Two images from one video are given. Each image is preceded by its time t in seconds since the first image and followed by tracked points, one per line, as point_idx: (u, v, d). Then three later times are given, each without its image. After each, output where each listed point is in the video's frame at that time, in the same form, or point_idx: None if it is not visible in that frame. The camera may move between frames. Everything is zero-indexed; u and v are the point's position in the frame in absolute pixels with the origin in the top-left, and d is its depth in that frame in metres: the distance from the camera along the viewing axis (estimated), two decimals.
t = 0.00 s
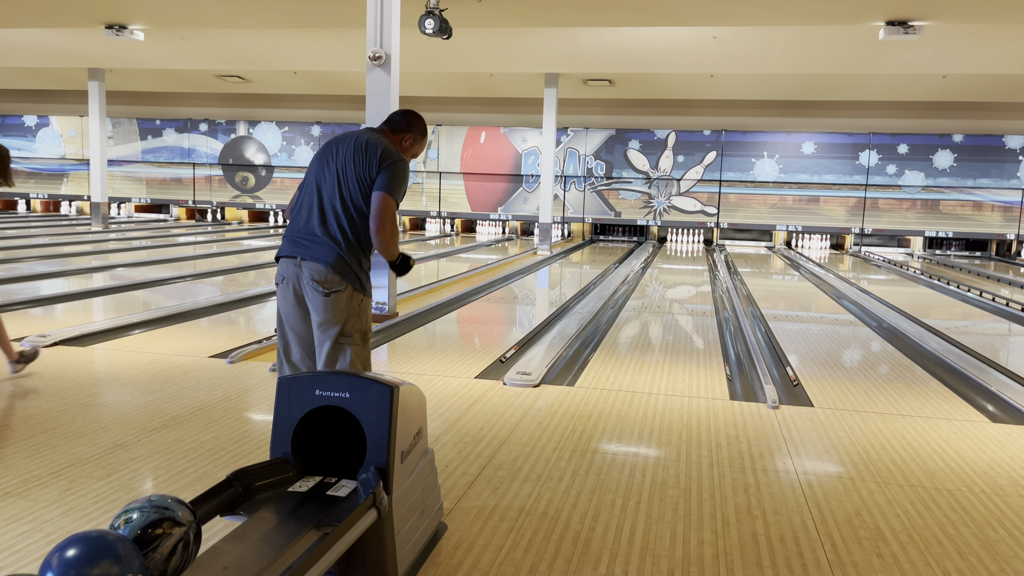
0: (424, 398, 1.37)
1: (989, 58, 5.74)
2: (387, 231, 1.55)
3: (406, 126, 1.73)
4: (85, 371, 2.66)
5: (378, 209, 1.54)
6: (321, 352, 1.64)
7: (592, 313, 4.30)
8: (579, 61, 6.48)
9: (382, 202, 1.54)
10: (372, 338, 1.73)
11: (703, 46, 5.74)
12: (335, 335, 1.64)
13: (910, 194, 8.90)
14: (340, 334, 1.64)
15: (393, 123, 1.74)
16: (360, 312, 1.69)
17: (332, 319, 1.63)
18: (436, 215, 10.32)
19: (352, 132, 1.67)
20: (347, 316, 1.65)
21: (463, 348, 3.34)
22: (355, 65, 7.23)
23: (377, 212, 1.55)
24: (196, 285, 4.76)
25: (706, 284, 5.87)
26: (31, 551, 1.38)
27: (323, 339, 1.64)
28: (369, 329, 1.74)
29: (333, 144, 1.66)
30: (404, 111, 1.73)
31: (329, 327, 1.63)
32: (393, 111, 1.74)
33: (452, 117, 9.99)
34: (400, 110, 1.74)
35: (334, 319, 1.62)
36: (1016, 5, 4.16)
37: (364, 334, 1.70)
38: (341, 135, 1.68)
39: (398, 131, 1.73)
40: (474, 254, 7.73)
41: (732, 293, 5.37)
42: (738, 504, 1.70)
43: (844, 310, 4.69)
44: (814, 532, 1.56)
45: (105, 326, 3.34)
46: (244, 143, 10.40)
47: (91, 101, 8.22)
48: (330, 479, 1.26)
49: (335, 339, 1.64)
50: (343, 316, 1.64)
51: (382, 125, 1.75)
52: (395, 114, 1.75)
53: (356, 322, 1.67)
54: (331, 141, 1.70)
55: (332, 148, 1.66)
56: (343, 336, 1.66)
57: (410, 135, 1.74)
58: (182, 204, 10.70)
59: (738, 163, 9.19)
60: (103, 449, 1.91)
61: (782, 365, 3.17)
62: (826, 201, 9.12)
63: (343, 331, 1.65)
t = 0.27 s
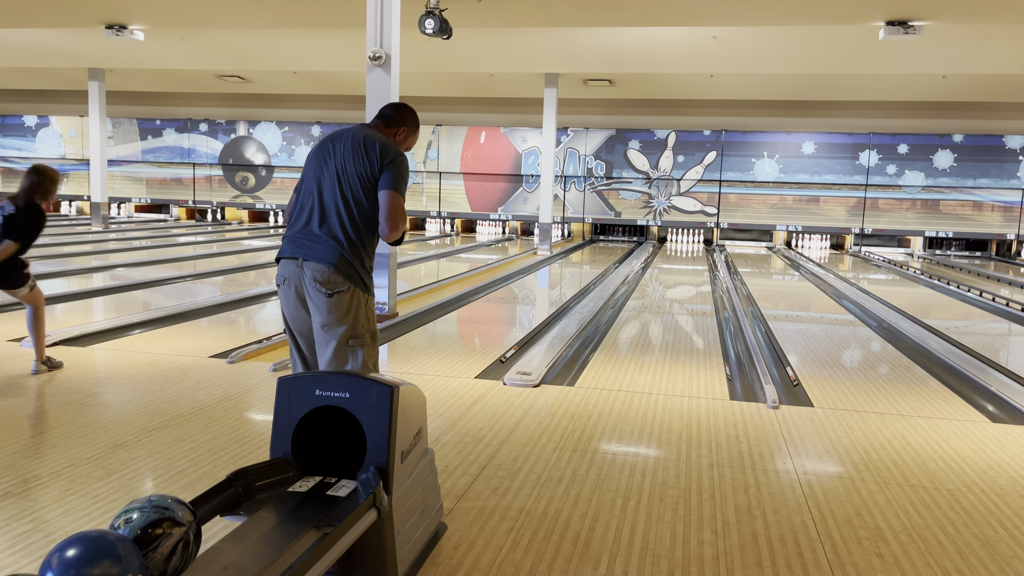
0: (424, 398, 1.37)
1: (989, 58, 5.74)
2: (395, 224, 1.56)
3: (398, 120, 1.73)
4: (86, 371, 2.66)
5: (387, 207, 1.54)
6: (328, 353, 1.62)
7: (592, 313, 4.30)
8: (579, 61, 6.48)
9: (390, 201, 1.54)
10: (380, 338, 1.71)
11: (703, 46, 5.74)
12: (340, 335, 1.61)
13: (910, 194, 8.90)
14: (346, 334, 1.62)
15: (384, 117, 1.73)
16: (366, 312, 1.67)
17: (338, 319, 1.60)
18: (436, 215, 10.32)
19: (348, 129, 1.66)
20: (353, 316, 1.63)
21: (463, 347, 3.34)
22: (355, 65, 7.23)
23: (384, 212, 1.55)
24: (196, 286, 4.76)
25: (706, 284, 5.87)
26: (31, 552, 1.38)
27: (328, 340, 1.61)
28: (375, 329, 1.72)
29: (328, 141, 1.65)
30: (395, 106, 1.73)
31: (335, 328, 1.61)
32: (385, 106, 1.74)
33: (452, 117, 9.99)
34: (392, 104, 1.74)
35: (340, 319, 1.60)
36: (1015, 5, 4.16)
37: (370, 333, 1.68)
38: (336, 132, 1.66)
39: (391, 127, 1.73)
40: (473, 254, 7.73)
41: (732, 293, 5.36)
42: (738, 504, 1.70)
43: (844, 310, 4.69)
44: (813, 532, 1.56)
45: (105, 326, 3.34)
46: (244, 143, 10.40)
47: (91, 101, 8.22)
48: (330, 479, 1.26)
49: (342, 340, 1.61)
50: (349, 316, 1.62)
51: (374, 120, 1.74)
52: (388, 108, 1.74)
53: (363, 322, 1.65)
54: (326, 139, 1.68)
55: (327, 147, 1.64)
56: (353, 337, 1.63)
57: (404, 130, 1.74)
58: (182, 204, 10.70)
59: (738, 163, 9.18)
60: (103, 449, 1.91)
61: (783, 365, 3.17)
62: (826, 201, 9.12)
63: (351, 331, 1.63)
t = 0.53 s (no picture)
0: (424, 398, 1.37)
1: (989, 58, 5.74)
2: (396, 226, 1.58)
3: (394, 119, 1.73)
4: (85, 371, 2.66)
5: (390, 210, 1.56)
6: (327, 353, 1.62)
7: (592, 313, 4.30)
8: (579, 61, 6.48)
9: (393, 203, 1.56)
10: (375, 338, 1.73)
11: (703, 46, 5.74)
12: (340, 335, 1.61)
13: (910, 194, 8.90)
14: (345, 335, 1.63)
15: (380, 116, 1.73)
16: (362, 312, 1.68)
17: (338, 319, 1.61)
18: (436, 215, 10.32)
19: (345, 128, 1.65)
20: (351, 316, 1.64)
21: (463, 347, 3.34)
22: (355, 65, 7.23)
23: (387, 213, 1.57)
24: (196, 286, 4.76)
25: (706, 284, 5.87)
26: (31, 551, 1.38)
27: (328, 340, 1.62)
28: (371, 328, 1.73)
29: (323, 141, 1.64)
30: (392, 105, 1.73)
31: (335, 328, 1.61)
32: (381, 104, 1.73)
33: (452, 117, 9.99)
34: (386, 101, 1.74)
35: (340, 319, 1.61)
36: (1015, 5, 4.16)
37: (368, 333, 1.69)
38: (331, 131, 1.65)
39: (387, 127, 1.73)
40: (474, 254, 7.73)
41: (732, 293, 5.36)
42: (738, 504, 1.70)
43: (844, 310, 4.69)
44: (814, 532, 1.56)
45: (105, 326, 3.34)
46: (244, 143, 10.40)
47: (91, 101, 8.22)
48: (330, 480, 1.26)
49: (340, 340, 1.62)
50: (348, 317, 1.62)
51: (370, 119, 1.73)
52: (382, 106, 1.74)
53: (359, 321, 1.67)
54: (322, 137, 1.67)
55: (323, 147, 1.63)
56: (348, 337, 1.65)
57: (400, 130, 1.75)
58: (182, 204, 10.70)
59: (738, 163, 9.18)
60: (103, 449, 1.91)
61: (783, 365, 3.17)
62: (826, 201, 9.12)
63: (348, 331, 1.64)
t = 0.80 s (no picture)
0: (424, 398, 1.37)
1: (989, 58, 5.74)
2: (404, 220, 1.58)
3: (387, 111, 1.70)
4: (85, 371, 2.66)
5: (397, 208, 1.56)
6: (328, 354, 1.61)
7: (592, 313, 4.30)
8: (578, 61, 6.48)
9: (399, 201, 1.56)
10: (377, 338, 1.71)
11: (703, 46, 5.74)
12: (341, 335, 1.61)
13: (910, 194, 8.90)
14: (346, 335, 1.62)
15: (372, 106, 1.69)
16: (364, 312, 1.67)
17: (339, 319, 1.60)
18: (436, 215, 10.32)
19: (341, 126, 1.64)
20: (353, 316, 1.63)
21: (463, 347, 3.34)
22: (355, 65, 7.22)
23: (394, 211, 1.57)
24: (196, 286, 4.76)
25: (706, 284, 5.87)
26: (31, 551, 1.38)
27: (329, 340, 1.61)
28: (373, 329, 1.72)
29: (319, 141, 1.64)
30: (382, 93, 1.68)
31: (337, 327, 1.60)
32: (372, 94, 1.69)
33: (452, 117, 10.00)
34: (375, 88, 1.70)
35: (341, 320, 1.60)
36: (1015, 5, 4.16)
37: (370, 333, 1.68)
38: (327, 130, 1.65)
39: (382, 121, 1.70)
40: (474, 254, 7.73)
41: (732, 293, 5.37)
42: (738, 504, 1.70)
43: (844, 310, 4.69)
44: (814, 532, 1.56)
45: (105, 326, 3.34)
46: (244, 143, 10.40)
47: (91, 101, 8.22)
48: (330, 479, 1.26)
49: (342, 340, 1.61)
50: (349, 316, 1.61)
51: (361, 112, 1.69)
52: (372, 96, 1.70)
53: (361, 322, 1.65)
54: (318, 137, 1.67)
55: (319, 147, 1.63)
56: (350, 337, 1.64)
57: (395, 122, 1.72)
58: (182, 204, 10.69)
59: (738, 163, 9.18)
60: (103, 449, 1.91)
61: (783, 365, 3.17)
62: (826, 201, 9.12)
63: (349, 331, 1.63)
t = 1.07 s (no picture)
0: (424, 398, 1.37)
1: (988, 58, 5.75)
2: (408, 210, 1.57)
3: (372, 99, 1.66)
4: (85, 371, 2.66)
5: (402, 204, 1.56)
6: (331, 354, 1.61)
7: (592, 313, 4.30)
8: (578, 61, 6.48)
9: (402, 198, 1.56)
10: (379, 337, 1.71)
11: (703, 46, 5.74)
12: (343, 335, 1.61)
13: (910, 194, 8.90)
14: (347, 334, 1.62)
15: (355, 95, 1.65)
16: (365, 311, 1.66)
17: (340, 319, 1.60)
18: (436, 215, 10.32)
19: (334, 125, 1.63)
20: (354, 316, 1.63)
21: (463, 347, 3.34)
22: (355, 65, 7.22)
23: (397, 207, 1.57)
24: (196, 286, 4.76)
25: (706, 284, 5.88)
26: (31, 551, 1.38)
27: (331, 340, 1.61)
28: (374, 327, 1.71)
29: (314, 141, 1.63)
30: (364, 81, 1.64)
31: (338, 327, 1.60)
32: (354, 82, 1.65)
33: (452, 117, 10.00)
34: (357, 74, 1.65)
35: (343, 319, 1.60)
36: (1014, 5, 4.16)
37: (371, 332, 1.68)
38: (320, 129, 1.64)
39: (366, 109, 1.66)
40: (474, 254, 7.73)
41: (731, 293, 5.37)
42: (738, 504, 1.70)
43: (844, 310, 4.69)
44: (813, 532, 1.56)
45: (105, 326, 3.34)
46: (244, 143, 10.40)
47: (91, 101, 8.22)
48: (330, 479, 1.26)
49: (343, 340, 1.61)
50: (350, 316, 1.61)
51: (348, 106, 1.66)
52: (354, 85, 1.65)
53: (362, 321, 1.65)
54: (312, 137, 1.66)
55: (314, 147, 1.63)
56: (351, 336, 1.63)
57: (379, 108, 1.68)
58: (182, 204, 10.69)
59: (738, 163, 9.18)
60: (103, 449, 1.91)
61: (782, 365, 3.17)
62: (826, 201, 9.12)
63: (350, 331, 1.63)
